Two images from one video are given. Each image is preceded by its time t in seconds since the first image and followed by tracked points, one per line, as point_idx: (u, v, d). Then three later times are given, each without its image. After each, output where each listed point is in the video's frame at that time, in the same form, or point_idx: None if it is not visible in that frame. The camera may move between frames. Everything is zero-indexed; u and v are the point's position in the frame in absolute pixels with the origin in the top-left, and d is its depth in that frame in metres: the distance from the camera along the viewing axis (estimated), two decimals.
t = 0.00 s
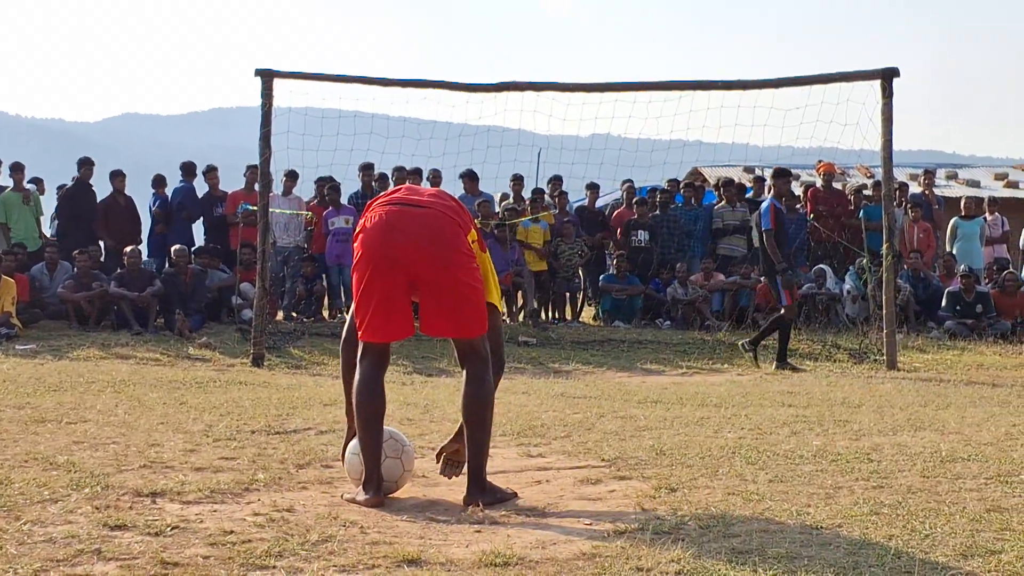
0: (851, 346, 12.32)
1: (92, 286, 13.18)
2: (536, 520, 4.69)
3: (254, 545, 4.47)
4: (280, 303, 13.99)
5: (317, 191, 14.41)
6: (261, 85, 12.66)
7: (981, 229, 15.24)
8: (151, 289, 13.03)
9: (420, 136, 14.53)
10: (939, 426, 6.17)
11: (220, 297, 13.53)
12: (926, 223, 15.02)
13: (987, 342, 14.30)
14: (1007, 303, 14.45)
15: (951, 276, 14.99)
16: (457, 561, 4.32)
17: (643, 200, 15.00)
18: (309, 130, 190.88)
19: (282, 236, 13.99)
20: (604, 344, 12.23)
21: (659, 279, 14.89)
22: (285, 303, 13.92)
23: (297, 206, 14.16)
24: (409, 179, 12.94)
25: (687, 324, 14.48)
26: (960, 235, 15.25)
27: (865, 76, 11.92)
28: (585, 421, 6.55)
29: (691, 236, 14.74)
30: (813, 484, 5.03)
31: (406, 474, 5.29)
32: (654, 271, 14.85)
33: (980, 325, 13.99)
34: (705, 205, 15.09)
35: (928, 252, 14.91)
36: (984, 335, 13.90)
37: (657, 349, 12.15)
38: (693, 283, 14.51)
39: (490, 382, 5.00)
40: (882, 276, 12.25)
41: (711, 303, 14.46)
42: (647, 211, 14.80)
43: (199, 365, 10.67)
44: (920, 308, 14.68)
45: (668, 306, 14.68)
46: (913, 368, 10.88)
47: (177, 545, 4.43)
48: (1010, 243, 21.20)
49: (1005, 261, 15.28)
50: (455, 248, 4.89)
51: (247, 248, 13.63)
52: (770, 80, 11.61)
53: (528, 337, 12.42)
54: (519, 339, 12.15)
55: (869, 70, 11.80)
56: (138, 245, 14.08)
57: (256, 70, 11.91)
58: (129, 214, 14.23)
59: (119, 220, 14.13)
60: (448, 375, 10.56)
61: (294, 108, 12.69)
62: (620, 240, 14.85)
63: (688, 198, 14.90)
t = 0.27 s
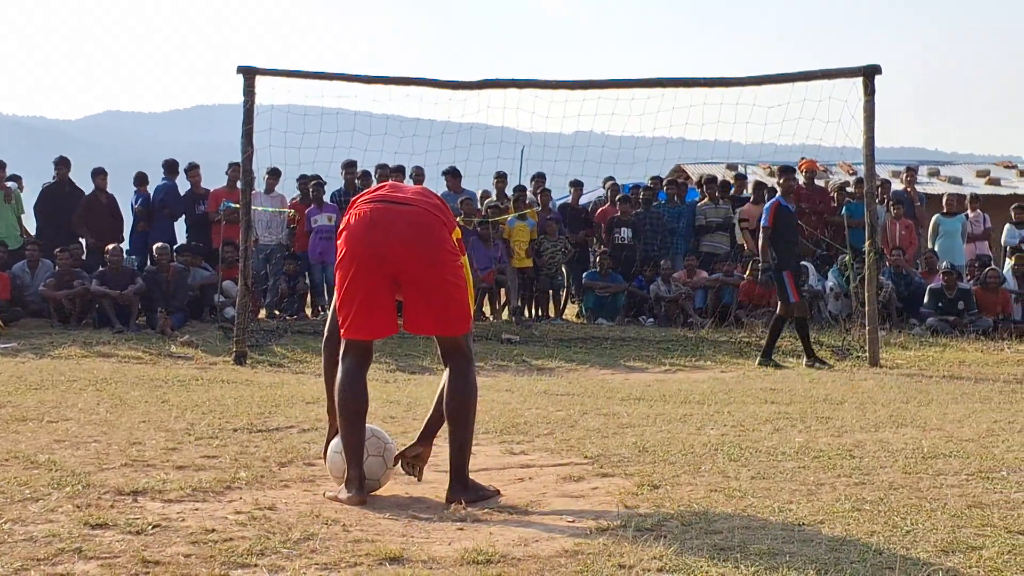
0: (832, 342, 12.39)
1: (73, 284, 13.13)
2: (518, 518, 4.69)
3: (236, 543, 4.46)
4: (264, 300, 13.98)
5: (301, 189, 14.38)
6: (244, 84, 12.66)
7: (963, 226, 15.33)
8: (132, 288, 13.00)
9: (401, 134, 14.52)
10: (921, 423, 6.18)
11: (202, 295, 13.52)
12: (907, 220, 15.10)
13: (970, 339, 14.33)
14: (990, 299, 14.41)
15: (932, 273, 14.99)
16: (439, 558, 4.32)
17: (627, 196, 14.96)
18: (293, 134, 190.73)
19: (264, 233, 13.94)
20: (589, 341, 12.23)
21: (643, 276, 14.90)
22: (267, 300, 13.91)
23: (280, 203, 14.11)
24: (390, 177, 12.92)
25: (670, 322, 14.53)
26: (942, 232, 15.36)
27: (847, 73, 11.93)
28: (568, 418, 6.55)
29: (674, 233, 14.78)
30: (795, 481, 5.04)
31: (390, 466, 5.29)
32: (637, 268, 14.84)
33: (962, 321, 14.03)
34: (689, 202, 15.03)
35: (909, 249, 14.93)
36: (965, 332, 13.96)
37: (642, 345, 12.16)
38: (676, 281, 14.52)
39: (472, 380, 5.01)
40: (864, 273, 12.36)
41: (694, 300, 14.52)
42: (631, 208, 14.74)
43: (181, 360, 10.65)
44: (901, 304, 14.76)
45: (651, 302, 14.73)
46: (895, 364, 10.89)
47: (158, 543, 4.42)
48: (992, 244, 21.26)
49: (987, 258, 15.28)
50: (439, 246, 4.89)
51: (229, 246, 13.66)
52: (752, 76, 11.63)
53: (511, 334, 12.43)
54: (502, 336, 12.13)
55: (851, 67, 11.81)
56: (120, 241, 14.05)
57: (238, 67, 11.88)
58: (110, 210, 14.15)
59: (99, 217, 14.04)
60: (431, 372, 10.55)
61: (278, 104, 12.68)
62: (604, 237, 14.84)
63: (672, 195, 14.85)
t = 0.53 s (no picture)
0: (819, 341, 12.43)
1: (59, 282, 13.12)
2: (504, 517, 4.69)
3: (221, 542, 4.44)
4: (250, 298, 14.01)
5: (288, 188, 14.35)
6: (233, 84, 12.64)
7: (949, 225, 15.33)
8: (118, 285, 13.00)
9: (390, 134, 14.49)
10: (906, 421, 6.19)
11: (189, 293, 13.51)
12: (894, 219, 15.06)
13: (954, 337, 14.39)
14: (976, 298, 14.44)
15: (918, 271, 15.05)
16: (426, 558, 4.31)
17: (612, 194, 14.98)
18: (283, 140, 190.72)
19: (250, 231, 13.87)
20: (577, 339, 12.24)
21: (630, 274, 14.88)
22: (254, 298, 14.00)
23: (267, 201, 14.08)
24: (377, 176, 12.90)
25: (657, 321, 14.49)
26: (928, 232, 15.35)
27: (834, 73, 11.95)
28: (555, 416, 6.55)
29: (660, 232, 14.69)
30: (780, 479, 5.04)
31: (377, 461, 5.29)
32: (624, 267, 14.84)
33: (948, 321, 14.09)
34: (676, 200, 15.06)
35: (895, 248, 14.93)
36: (951, 331, 14.01)
37: (631, 343, 12.18)
38: (663, 279, 14.53)
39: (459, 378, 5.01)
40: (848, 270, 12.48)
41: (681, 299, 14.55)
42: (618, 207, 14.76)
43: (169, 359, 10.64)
44: (888, 304, 14.77)
45: (638, 301, 14.69)
46: (882, 363, 10.90)
47: (143, 542, 4.41)
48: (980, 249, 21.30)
49: (973, 257, 15.32)
50: (425, 244, 4.88)
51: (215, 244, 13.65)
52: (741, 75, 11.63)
53: (498, 333, 12.43)
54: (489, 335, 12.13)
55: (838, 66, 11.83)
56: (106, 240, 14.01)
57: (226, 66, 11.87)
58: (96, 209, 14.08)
59: (85, 215, 13.98)
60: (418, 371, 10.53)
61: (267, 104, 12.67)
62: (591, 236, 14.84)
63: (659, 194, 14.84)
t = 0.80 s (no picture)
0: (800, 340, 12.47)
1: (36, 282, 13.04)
2: (483, 515, 4.69)
3: (198, 542, 4.43)
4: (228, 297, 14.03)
5: (267, 188, 14.34)
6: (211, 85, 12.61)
7: (926, 223, 15.41)
8: (96, 285, 12.95)
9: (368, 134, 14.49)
10: (884, 419, 6.22)
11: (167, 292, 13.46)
12: (873, 217, 14.94)
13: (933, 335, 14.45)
14: (953, 297, 14.61)
15: (896, 270, 15.09)
16: (404, 556, 4.31)
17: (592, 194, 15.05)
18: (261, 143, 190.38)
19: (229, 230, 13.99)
20: (555, 337, 12.26)
21: (609, 273, 14.89)
22: (232, 297, 14.02)
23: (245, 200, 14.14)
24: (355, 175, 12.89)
25: (635, 319, 14.51)
26: (905, 230, 15.43)
27: (812, 72, 11.99)
28: (533, 415, 6.55)
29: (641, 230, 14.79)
30: (758, 477, 5.05)
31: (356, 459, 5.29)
32: (603, 266, 14.83)
33: (925, 318, 14.15)
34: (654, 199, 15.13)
35: (872, 246, 14.93)
36: (929, 329, 14.05)
37: (610, 341, 12.21)
38: (642, 278, 14.58)
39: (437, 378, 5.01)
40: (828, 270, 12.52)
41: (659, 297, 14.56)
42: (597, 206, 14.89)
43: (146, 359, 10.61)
44: (866, 302, 14.80)
45: (617, 300, 14.70)
46: (859, 361, 10.95)
47: (119, 542, 4.40)
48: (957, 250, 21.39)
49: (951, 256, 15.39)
50: (405, 243, 4.88)
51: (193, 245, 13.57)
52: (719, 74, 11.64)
53: (478, 331, 12.42)
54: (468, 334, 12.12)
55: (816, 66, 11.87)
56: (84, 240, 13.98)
57: (204, 64, 11.85)
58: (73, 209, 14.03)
59: (63, 215, 13.94)
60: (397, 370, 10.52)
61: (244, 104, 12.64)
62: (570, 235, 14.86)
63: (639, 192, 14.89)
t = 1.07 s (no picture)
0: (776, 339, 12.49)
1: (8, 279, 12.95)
2: (457, 513, 4.69)
3: (171, 539, 4.41)
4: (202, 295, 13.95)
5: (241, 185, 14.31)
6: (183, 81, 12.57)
7: (902, 223, 15.52)
8: (70, 281, 12.86)
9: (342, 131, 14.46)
10: (859, 418, 6.24)
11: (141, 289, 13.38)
12: (849, 217, 15.06)
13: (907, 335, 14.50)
14: (926, 296, 14.68)
15: (871, 269, 15.16)
16: (377, 554, 4.31)
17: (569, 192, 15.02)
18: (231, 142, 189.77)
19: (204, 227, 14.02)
20: (529, 336, 12.27)
21: (585, 272, 14.92)
22: (206, 294, 13.93)
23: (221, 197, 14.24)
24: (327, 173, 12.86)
25: (612, 318, 14.51)
26: (881, 229, 15.53)
27: (785, 71, 12.03)
28: (509, 413, 6.55)
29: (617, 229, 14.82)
30: (733, 475, 5.06)
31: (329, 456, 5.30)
32: (580, 264, 14.86)
33: (900, 318, 14.20)
34: (631, 198, 15.15)
35: (849, 245, 15.04)
36: (903, 328, 14.11)
37: (584, 339, 12.23)
38: (619, 277, 14.55)
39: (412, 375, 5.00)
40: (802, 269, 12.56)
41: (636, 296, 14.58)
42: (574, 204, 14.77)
43: (117, 356, 10.57)
44: (841, 301, 14.87)
45: (593, 298, 14.71)
46: (833, 359, 10.98)
47: (91, 539, 4.37)
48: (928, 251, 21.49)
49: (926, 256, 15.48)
50: (381, 239, 4.86)
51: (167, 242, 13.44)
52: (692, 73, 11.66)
53: (452, 329, 12.41)
54: (443, 331, 12.11)
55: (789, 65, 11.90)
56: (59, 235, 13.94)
57: (177, 59, 11.81)
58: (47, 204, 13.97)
59: (37, 211, 13.89)
60: (372, 367, 10.50)
61: (216, 101, 12.60)
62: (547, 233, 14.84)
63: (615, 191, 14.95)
